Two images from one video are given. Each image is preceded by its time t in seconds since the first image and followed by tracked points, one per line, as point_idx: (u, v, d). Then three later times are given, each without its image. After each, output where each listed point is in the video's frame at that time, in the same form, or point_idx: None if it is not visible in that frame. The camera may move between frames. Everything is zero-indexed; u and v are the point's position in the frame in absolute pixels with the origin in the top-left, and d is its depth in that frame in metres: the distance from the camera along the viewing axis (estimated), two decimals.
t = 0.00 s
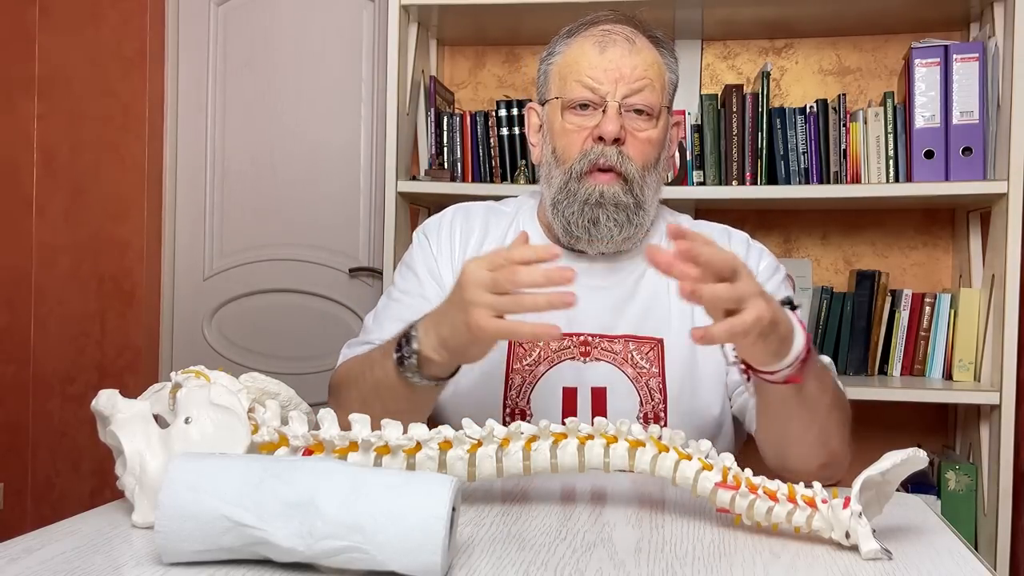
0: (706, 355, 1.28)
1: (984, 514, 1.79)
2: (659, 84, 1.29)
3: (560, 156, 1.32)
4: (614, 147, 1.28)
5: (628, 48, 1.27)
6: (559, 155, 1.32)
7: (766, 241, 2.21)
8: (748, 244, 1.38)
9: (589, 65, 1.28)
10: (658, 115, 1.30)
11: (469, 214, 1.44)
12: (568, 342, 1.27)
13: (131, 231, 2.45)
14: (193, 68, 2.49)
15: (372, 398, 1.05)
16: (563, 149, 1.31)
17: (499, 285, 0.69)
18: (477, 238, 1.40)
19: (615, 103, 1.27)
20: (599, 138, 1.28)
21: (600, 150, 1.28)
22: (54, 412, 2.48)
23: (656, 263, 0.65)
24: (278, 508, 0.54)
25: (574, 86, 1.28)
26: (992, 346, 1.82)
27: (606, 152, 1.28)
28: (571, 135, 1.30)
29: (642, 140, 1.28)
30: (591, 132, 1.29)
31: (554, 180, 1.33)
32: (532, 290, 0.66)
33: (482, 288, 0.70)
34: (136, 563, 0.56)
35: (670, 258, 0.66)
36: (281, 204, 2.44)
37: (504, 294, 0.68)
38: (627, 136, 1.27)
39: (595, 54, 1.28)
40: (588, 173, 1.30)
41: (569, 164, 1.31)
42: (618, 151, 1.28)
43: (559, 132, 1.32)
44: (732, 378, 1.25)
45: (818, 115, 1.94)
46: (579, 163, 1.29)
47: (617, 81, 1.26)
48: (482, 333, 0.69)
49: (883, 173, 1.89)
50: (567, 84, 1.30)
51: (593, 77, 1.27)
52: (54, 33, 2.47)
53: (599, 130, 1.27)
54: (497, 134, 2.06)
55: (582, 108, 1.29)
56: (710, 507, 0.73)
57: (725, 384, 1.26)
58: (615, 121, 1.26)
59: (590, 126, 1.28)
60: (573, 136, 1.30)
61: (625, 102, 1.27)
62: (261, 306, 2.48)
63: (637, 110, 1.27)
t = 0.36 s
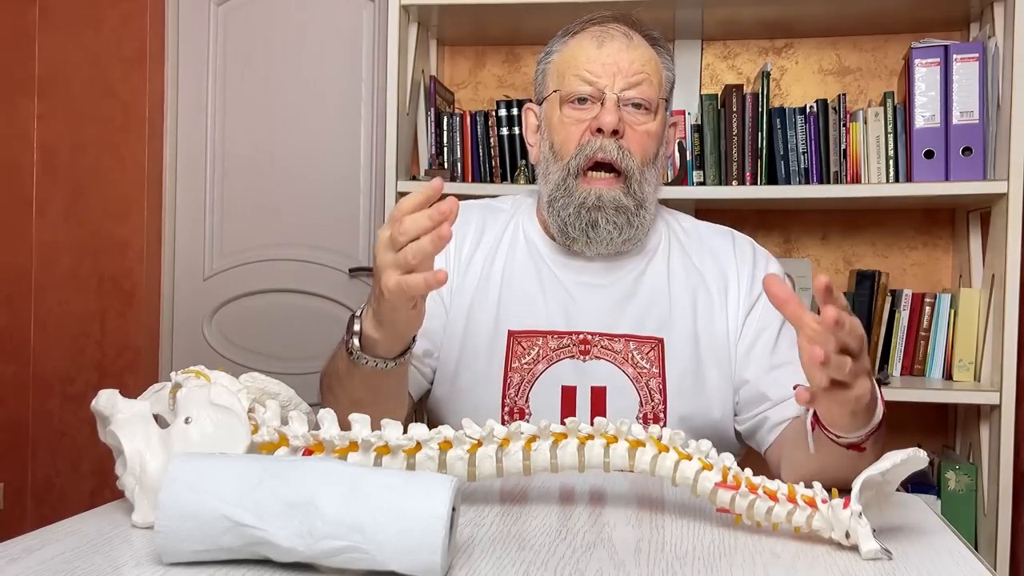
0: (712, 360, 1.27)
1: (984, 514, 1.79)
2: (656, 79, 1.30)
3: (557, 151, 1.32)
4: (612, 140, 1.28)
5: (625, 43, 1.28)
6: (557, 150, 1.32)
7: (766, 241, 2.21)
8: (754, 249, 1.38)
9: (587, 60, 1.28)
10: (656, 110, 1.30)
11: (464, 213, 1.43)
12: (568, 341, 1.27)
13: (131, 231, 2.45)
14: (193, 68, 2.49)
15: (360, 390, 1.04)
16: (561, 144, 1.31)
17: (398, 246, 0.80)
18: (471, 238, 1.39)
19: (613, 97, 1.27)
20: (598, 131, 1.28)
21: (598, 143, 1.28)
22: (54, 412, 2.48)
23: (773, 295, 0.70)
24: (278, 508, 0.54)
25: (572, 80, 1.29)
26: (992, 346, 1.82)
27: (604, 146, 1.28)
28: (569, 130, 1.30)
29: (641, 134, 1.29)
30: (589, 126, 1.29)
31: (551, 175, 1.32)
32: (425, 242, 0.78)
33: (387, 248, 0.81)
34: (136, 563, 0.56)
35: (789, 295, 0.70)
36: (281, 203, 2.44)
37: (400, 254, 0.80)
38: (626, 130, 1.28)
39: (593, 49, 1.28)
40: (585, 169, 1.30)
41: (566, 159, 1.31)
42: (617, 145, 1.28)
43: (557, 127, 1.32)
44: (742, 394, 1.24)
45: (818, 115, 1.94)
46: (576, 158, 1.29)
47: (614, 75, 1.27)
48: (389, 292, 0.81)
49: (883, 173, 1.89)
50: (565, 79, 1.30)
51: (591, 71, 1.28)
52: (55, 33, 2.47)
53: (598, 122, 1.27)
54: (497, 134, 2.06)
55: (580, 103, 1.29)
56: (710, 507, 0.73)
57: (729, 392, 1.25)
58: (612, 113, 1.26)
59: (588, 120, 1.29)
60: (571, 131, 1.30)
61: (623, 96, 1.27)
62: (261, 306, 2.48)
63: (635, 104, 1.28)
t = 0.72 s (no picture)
0: (719, 364, 1.28)
1: (984, 514, 1.79)
2: (663, 81, 1.30)
3: (563, 153, 1.32)
4: (619, 143, 1.28)
5: (632, 45, 1.28)
6: (562, 152, 1.32)
7: (766, 241, 2.22)
8: (759, 250, 1.38)
9: (593, 62, 1.28)
10: (662, 112, 1.31)
11: (468, 213, 1.43)
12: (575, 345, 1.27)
13: (131, 231, 2.45)
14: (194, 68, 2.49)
15: (359, 394, 1.04)
16: (566, 146, 1.31)
17: (396, 266, 0.80)
18: (474, 239, 1.39)
19: (620, 99, 1.27)
20: (604, 133, 1.28)
21: (604, 146, 1.28)
22: (54, 412, 2.48)
23: (746, 305, 0.70)
24: (278, 508, 0.54)
25: (578, 82, 1.29)
26: (992, 346, 1.82)
27: (611, 149, 1.28)
28: (574, 132, 1.30)
29: (647, 137, 1.29)
30: (595, 128, 1.29)
31: (556, 177, 1.32)
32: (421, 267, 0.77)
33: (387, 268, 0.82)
34: (136, 563, 0.56)
35: (763, 302, 0.70)
36: (281, 203, 2.44)
37: (399, 276, 0.79)
38: (632, 132, 1.28)
39: (599, 51, 1.28)
40: (592, 170, 1.29)
41: (572, 161, 1.31)
42: (623, 148, 1.28)
43: (563, 128, 1.32)
44: (747, 393, 1.24)
45: (818, 115, 1.94)
46: (582, 159, 1.29)
47: (621, 77, 1.27)
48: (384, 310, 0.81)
49: (883, 173, 1.90)
50: (571, 81, 1.30)
51: (597, 73, 1.28)
52: (54, 33, 2.47)
53: (603, 125, 1.27)
54: (497, 134, 2.06)
55: (586, 105, 1.29)
56: (711, 508, 0.73)
57: (734, 394, 1.26)
58: (619, 116, 1.26)
59: (594, 122, 1.29)
60: (576, 133, 1.30)
61: (630, 98, 1.27)
62: (261, 306, 2.48)
63: (641, 106, 1.28)
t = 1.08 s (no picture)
0: (720, 364, 1.28)
1: (984, 514, 1.79)
2: (663, 83, 1.30)
3: (563, 155, 1.32)
4: (619, 146, 1.28)
5: (633, 47, 1.28)
6: (562, 154, 1.32)
7: (766, 241, 2.22)
8: (761, 253, 1.39)
9: (594, 64, 1.28)
10: (663, 115, 1.31)
11: (469, 213, 1.43)
12: (576, 347, 1.27)
13: (131, 231, 2.45)
14: (194, 68, 2.49)
15: (357, 393, 1.04)
16: (566, 148, 1.31)
17: (392, 261, 0.80)
18: (475, 240, 1.39)
19: (620, 101, 1.27)
20: (604, 136, 1.28)
21: (605, 148, 1.28)
22: (54, 412, 2.48)
23: (749, 291, 0.71)
24: (278, 508, 0.54)
25: (579, 84, 1.29)
26: (992, 346, 1.82)
27: (611, 152, 1.28)
28: (574, 134, 1.30)
29: (647, 140, 1.29)
30: (595, 130, 1.29)
31: (556, 180, 1.32)
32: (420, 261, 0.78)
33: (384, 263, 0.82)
34: (136, 563, 0.56)
35: (765, 290, 0.71)
36: (281, 204, 2.44)
37: (395, 270, 0.80)
38: (632, 135, 1.28)
39: (600, 53, 1.29)
40: (592, 172, 1.29)
41: (572, 164, 1.31)
42: (623, 150, 1.28)
43: (563, 130, 1.31)
44: (747, 394, 1.25)
45: (818, 115, 1.94)
46: (582, 161, 1.29)
47: (621, 80, 1.27)
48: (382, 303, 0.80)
49: (883, 173, 1.89)
50: (571, 83, 1.30)
51: (598, 75, 1.28)
52: (55, 33, 2.47)
53: (603, 128, 1.27)
54: (497, 134, 2.06)
55: (586, 107, 1.29)
56: (711, 507, 0.73)
57: (734, 393, 1.26)
58: (619, 118, 1.26)
59: (595, 125, 1.28)
60: (576, 135, 1.30)
61: (630, 100, 1.27)
62: (261, 306, 2.48)
63: (642, 109, 1.28)
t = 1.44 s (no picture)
0: (721, 364, 1.28)
1: (984, 514, 1.79)
2: (663, 78, 1.30)
3: (563, 150, 1.32)
4: (618, 140, 1.28)
5: (632, 42, 1.28)
6: (562, 150, 1.32)
7: (766, 241, 2.22)
8: (760, 250, 1.39)
9: (593, 59, 1.28)
10: (662, 110, 1.30)
11: (468, 210, 1.43)
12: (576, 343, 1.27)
13: (131, 231, 2.45)
14: (194, 69, 2.49)
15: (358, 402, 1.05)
16: (566, 144, 1.31)
17: (415, 280, 0.77)
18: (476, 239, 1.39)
19: (619, 96, 1.27)
20: (603, 131, 1.28)
21: (604, 142, 1.29)
22: (54, 412, 2.48)
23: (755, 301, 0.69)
24: (277, 508, 0.54)
25: (579, 79, 1.29)
26: (992, 346, 1.82)
27: (610, 144, 1.28)
28: (574, 129, 1.30)
29: (647, 134, 1.29)
30: (594, 126, 1.29)
31: (556, 176, 1.32)
32: (447, 283, 0.74)
33: (402, 279, 0.79)
34: (137, 563, 0.56)
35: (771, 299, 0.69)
36: (281, 203, 2.44)
37: (418, 290, 0.77)
38: (631, 129, 1.28)
39: (599, 48, 1.28)
40: (591, 168, 1.30)
41: (571, 159, 1.31)
42: (622, 145, 1.28)
43: (562, 126, 1.32)
44: (747, 391, 1.25)
45: (818, 115, 1.94)
46: (582, 157, 1.30)
47: (621, 74, 1.27)
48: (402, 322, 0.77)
49: (883, 173, 1.89)
50: (571, 78, 1.30)
51: (598, 70, 1.28)
52: (54, 33, 2.47)
53: (603, 122, 1.27)
54: (497, 134, 2.06)
55: (586, 102, 1.29)
56: (711, 507, 0.73)
57: (735, 392, 1.26)
58: (618, 112, 1.26)
59: (594, 120, 1.29)
60: (576, 130, 1.30)
61: (629, 95, 1.27)
62: (261, 306, 2.48)
63: (641, 103, 1.28)
